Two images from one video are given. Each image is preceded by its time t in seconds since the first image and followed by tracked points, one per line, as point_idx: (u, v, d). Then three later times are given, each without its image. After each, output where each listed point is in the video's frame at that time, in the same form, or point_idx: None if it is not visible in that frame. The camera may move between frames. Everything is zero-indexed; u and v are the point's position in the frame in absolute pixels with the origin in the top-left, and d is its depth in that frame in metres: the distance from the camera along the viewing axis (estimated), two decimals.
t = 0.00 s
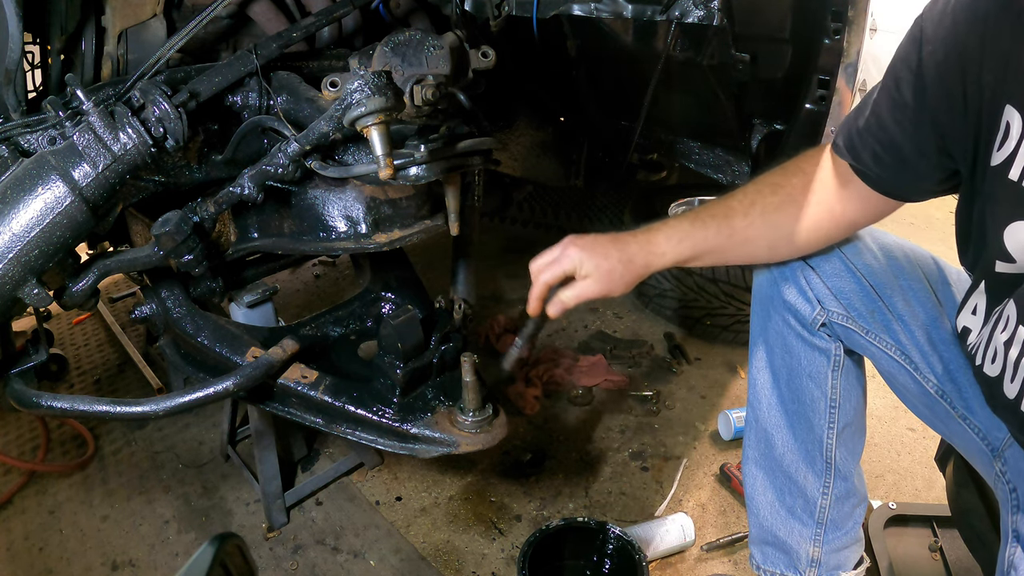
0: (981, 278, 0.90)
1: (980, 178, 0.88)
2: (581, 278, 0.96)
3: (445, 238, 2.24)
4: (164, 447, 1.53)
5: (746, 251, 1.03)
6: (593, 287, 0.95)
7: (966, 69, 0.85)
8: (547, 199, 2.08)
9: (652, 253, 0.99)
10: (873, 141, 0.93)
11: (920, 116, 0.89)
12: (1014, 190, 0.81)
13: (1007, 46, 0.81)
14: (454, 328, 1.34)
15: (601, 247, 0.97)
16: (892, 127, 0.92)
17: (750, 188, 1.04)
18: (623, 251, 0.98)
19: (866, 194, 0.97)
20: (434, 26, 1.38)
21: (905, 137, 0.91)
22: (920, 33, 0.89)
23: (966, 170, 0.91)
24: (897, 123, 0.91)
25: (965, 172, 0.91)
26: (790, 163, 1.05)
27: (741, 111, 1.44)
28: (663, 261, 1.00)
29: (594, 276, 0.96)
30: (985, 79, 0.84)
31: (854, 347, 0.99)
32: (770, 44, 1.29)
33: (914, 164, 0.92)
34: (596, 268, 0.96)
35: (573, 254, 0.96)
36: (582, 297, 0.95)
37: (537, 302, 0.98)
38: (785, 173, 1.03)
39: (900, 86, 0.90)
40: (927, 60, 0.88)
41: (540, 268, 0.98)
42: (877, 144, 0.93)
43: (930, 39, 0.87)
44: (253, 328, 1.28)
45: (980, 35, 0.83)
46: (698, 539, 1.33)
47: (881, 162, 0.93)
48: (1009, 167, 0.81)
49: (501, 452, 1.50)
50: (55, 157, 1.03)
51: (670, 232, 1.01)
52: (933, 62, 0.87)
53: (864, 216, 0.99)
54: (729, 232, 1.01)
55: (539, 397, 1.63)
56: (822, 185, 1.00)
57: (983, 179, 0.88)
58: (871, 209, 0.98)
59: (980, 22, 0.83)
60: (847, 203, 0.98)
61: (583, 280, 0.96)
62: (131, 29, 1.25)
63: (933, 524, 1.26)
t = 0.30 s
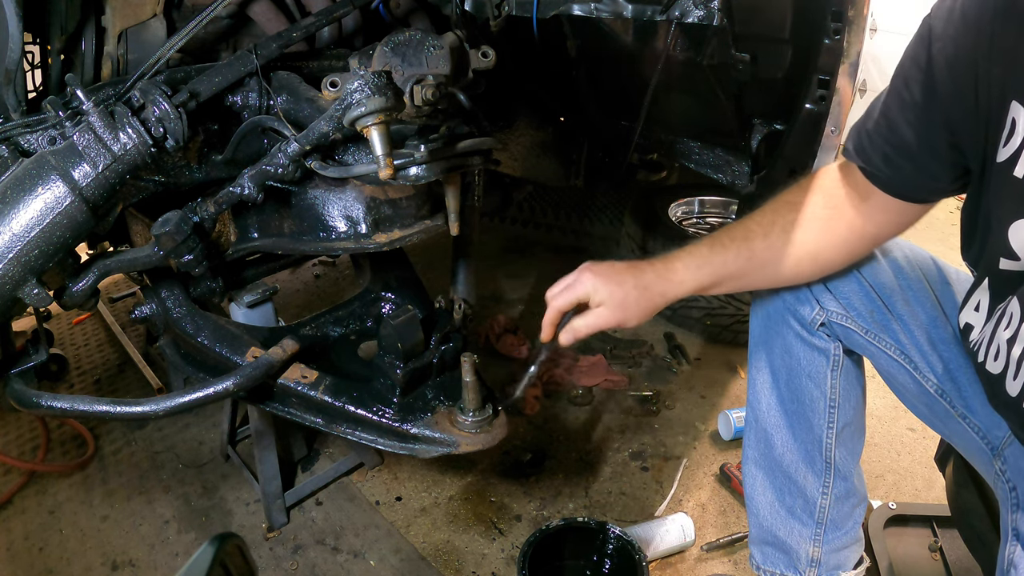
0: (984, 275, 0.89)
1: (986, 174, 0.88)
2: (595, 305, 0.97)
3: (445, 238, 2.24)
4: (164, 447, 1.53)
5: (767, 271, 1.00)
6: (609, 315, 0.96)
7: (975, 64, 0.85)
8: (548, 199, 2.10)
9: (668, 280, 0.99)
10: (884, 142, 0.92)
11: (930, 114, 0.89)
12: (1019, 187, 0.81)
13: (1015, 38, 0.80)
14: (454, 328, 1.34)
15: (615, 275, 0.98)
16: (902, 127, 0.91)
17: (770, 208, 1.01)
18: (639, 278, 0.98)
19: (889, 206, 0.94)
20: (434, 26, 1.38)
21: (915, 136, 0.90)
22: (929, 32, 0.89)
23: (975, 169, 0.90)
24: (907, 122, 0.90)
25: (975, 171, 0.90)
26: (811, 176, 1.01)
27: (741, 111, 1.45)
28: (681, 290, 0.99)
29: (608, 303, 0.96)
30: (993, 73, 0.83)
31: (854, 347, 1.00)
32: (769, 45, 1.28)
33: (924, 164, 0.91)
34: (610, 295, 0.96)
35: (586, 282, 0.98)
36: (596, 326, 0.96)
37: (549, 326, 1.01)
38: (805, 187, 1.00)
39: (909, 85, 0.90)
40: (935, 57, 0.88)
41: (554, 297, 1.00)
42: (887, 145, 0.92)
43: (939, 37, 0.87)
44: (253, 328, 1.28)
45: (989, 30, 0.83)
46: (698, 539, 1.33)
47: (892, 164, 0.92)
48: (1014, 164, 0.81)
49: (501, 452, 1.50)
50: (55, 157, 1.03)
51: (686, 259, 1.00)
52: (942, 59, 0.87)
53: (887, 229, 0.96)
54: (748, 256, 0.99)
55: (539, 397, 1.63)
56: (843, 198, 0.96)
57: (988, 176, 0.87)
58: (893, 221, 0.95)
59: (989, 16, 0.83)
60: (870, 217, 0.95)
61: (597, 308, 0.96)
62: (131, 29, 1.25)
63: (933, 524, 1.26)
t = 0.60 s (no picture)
0: (989, 277, 0.90)
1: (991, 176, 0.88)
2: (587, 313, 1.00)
3: (445, 238, 2.24)
4: (164, 447, 1.53)
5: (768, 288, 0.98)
6: (602, 325, 0.99)
7: (982, 65, 0.85)
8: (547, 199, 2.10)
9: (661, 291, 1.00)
10: (898, 151, 0.89)
11: (941, 118, 0.87)
12: None
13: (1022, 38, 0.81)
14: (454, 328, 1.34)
15: (607, 286, 1.00)
16: (917, 134, 0.88)
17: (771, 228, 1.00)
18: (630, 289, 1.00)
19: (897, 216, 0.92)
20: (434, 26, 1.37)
21: (929, 142, 0.88)
22: (936, 36, 0.88)
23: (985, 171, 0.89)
24: (920, 127, 0.88)
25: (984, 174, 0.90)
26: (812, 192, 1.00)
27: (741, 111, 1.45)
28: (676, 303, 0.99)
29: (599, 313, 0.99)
30: (999, 73, 0.83)
31: (854, 347, 0.99)
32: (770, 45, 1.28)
33: (941, 172, 0.88)
34: (601, 305, 0.99)
35: (580, 290, 1.01)
36: (589, 333, 0.99)
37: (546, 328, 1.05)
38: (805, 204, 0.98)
39: (920, 90, 0.88)
40: (944, 60, 0.86)
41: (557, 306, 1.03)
42: (902, 153, 0.89)
43: (946, 40, 0.86)
44: (253, 328, 1.28)
45: (995, 31, 0.83)
46: (698, 539, 1.33)
47: (909, 173, 0.89)
48: (1018, 166, 0.81)
49: (501, 452, 1.50)
50: (55, 157, 1.02)
51: (681, 276, 1.01)
52: (951, 61, 0.86)
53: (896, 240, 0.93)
54: (745, 272, 0.98)
55: (539, 397, 1.63)
56: (847, 211, 0.94)
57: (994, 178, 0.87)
58: (902, 232, 0.93)
59: (995, 18, 0.83)
60: (876, 229, 0.93)
61: (588, 318, 1.00)
62: (131, 29, 1.25)
63: (933, 524, 1.26)
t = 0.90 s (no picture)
0: (990, 278, 0.89)
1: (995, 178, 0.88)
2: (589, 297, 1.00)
3: (445, 238, 2.24)
4: (164, 447, 1.53)
5: (772, 282, 0.98)
6: (603, 307, 0.99)
7: (985, 64, 0.85)
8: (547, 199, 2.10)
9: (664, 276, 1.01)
10: (900, 149, 0.90)
11: (943, 117, 0.87)
12: None
13: None
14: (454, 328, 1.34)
15: (610, 268, 1.01)
16: (918, 132, 0.89)
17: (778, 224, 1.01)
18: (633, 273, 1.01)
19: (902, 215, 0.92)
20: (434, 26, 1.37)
21: (931, 140, 0.88)
22: (938, 34, 0.89)
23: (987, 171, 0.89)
24: (922, 126, 0.88)
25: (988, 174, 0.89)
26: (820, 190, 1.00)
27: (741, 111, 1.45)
28: (678, 290, 1.00)
29: (601, 295, 1.00)
30: (1002, 72, 0.83)
31: (854, 347, 0.99)
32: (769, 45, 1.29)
33: (943, 171, 0.88)
34: (602, 288, 1.00)
35: (583, 275, 1.02)
36: (589, 316, 0.99)
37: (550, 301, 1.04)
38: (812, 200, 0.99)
39: (921, 88, 0.89)
40: (945, 59, 0.87)
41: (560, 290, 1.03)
42: (904, 151, 0.89)
43: (947, 38, 0.87)
44: (253, 328, 1.28)
45: (998, 29, 0.84)
46: (698, 539, 1.33)
47: (910, 171, 0.89)
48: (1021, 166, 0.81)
49: (501, 452, 1.50)
50: (55, 157, 1.02)
51: (684, 264, 1.02)
52: (953, 60, 0.86)
53: (902, 239, 0.93)
54: (748, 265, 0.99)
55: (540, 397, 1.63)
56: (852, 209, 0.94)
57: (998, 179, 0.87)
58: (909, 232, 0.93)
59: (997, 17, 0.84)
60: (881, 228, 0.93)
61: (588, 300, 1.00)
62: (131, 29, 1.25)
63: (933, 524, 1.26)
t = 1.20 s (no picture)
0: (991, 281, 0.89)
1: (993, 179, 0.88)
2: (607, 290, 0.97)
3: (445, 238, 2.24)
4: (164, 447, 1.53)
5: (790, 278, 0.97)
6: (622, 299, 0.95)
7: (986, 65, 0.85)
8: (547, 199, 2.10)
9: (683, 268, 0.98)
10: (901, 150, 0.90)
11: (944, 117, 0.87)
12: None
13: None
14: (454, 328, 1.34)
15: (628, 264, 0.98)
16: (918, 133, 0.89)
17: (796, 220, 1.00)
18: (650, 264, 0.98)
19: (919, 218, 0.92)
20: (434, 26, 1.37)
21: (932, 141, 0.88)
22: (937, 34, 0.88)
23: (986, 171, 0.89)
24: (923, 127, 0.88)
25: (986, 174, 0.90)
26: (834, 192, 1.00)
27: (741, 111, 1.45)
28: (695, 279, 0.97)
29: (620, 286, 0.96)
30: (1003, 73, 0.84)
31: (854, 348, 0.99)
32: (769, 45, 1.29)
33: (943, 171, 0.89)
34: (620, 280, 0.97)
35: (600, 268, 0.99)
36: (608, 311, 0.95)
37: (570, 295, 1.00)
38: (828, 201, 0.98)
39: (921, 89, 0.89)
40: (946, 59, 0.87)
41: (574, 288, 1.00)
42: (905, 152, 0.90)
43: (947, 38, 0.87)
44: (253, 328, 1.28)
45: (999, 30, 0.84)
46: (698, 539, 1.33)
47: (912, 172, 0.90)
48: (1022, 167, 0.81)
49: (501, 452, 1.50)
50: (55, 157, 1.02)
51: (702, 256, 0.99)
52: (953, 60, 0.86)
53: (919, 242, 0.93)
54: (767, 261, 0.97)
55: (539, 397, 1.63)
56: (870, 211, 0.94)
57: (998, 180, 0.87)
58: (924, 235, 0.93)
59: (998, 18, 0.84)
60: (899, 230, 0.93)
61: (607, 292, 0.96)
62: (131, 29, 1.25)
63: (933, 524, 1.26)
